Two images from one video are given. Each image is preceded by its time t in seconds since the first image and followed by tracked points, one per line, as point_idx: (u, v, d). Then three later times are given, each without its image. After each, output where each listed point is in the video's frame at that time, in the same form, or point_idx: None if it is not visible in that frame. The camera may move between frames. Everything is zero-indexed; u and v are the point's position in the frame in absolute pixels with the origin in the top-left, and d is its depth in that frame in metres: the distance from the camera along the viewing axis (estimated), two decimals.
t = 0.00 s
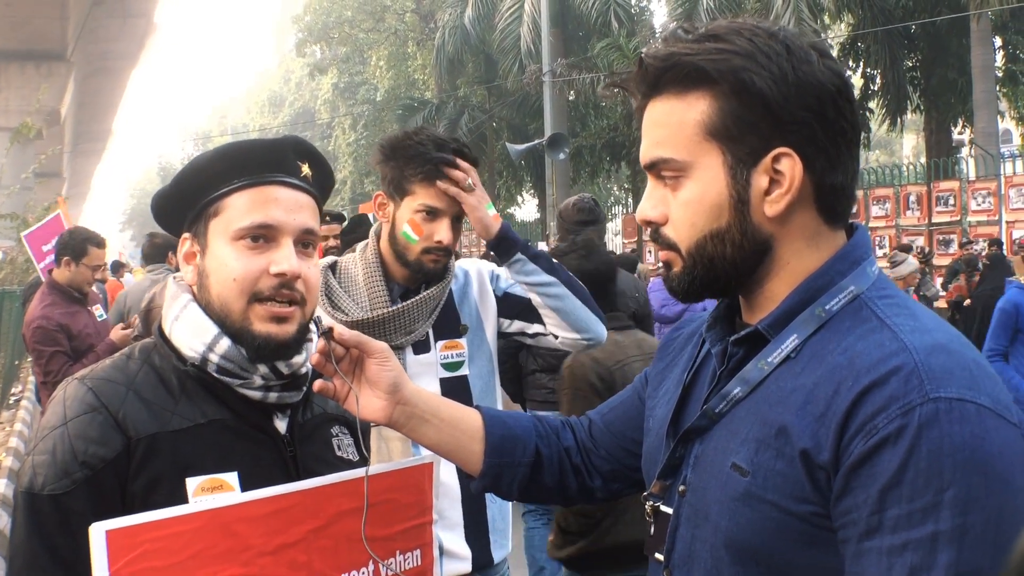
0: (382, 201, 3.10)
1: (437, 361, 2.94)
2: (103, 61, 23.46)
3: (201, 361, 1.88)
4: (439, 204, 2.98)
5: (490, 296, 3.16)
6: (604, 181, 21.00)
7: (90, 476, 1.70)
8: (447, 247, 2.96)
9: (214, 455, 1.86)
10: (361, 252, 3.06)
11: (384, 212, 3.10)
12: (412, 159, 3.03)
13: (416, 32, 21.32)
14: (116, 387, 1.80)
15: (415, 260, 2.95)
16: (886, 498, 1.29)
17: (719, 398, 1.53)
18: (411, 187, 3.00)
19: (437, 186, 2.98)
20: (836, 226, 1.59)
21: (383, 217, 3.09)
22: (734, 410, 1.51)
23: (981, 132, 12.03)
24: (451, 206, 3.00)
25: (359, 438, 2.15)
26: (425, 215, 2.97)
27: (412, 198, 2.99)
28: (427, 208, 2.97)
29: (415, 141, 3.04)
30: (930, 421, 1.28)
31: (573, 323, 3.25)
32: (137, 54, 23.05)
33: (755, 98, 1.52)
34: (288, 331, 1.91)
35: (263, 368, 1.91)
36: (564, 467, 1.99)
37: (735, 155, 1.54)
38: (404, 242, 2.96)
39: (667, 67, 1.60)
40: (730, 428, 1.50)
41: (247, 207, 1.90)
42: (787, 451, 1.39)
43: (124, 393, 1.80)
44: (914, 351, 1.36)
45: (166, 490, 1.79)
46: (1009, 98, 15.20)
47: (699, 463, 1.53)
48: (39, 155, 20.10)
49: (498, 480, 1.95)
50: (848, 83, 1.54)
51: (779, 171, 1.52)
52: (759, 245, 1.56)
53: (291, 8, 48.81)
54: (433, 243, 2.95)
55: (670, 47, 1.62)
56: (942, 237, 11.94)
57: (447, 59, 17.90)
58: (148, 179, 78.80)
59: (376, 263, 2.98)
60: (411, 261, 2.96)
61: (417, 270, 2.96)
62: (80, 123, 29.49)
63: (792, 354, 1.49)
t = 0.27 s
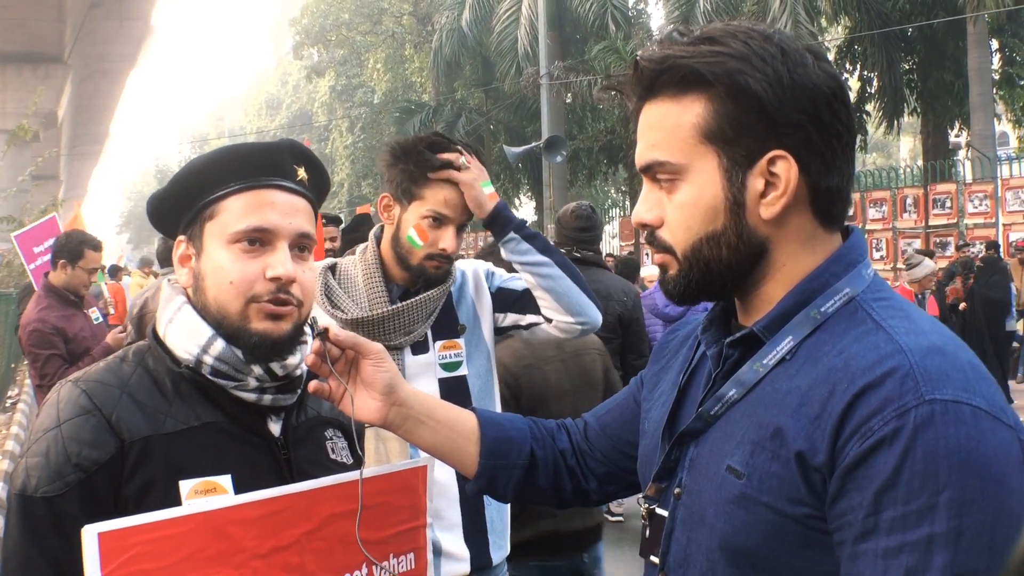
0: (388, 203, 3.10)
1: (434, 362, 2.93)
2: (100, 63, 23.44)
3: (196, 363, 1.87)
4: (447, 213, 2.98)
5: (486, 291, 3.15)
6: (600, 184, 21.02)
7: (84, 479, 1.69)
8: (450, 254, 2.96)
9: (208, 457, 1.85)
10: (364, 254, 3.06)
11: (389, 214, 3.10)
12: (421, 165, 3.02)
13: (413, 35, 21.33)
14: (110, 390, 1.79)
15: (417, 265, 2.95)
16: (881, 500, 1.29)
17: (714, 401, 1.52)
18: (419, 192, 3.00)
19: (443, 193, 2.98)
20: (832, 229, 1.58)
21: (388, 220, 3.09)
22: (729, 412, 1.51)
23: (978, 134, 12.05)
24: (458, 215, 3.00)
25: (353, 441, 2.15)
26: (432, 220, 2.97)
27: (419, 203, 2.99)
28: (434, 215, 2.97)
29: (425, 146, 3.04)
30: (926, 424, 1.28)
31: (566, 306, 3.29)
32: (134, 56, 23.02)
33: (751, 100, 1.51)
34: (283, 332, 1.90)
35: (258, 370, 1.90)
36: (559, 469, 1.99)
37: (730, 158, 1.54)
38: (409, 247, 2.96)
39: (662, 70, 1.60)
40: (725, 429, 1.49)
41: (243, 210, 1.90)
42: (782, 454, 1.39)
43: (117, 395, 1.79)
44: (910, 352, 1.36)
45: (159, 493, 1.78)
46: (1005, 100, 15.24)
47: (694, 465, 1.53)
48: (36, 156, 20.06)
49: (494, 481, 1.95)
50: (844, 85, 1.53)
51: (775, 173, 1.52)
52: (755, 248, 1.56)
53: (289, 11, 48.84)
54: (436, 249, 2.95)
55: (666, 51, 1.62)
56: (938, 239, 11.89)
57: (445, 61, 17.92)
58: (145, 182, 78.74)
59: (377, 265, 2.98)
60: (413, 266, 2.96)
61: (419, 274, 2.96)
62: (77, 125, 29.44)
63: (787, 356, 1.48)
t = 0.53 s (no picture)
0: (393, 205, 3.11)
1: (438, 361, 2.93)
2: (96, 63, 23.37)
3: (191, 365, 1.87)
4: (451, 218, 2.99)
5: (487, 288, 3.13)
6: (598, 185, 21.04)
7: (79, 482, 1.69)
8: (452, 259, 2.96)
9: (203, 459, 1.85)
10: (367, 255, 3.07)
11: (394, 217, 3.11)
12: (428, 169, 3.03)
13: (410, 35, 21.34)
14: (105, 392, 1.79)
15: (419, 269, 2.96)
16: (876, 500, 1.29)
17: (710, 402, 1.52)
18: (423, 196, 3.01)
19: (448, 197, 3.00)
20: (828, 231, 1.59)
21: (393, 222, 3.10)
22: (724, 412, 1.51)
23: (974, 134, 12.07)
24: (461, 221, 3.00)
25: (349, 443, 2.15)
26: (435, 225, 2.98)
27: (423, 206, 3.00)
28: (438, 219, 2.98)
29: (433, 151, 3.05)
30: (921, 424, 1.28)
31: (565, 284, 3.21)
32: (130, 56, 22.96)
33: (747, 104, 1.52)
34: (279, 335, 1.90)
35: (254, 373, 1.90)
36: (556, 470, 1.99)
37: (726, 161, 1.54)
38: (411, 249, 2.97)
39: (658, 73, 1.60)
40: (720, 430, 1.50)
41: (238, 214, 1.90)
42: (777, 455, 1.39)
43: (112, 398, 1.79)
44: (906, 353, 1.36)
45: (154, 495, 1.78)
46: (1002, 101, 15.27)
47: (690, 467, 1.53)
48: (32, 157, 20.00)
49: (491, 482, 1.95)
50: (840, 88, 1.54)
51: (771, 176, 1.52)
52: (751, 251, 1.56)
53: (285, 11, 48.78)
54: (438, 254, 2.95)
55: (661, 54, 1.62)
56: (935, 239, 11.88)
57: (442, 62, 17.91)
58: (141, 182, 78.55)
59: (380, 265, 2.99)
60: (415, 268, 2.97)
61: (420, 276, 2.96)
62: (73, 125, 29.36)
63: (783, 357, 1.49)
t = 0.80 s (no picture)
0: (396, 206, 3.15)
1: (444, 361, 2.94)
2: (93, 63, 23.33)
3: (186, 365, 1.86)
4: (447, 217, 3.00)
5: (492, 287, 3.13)
6: (594, 185, 21.06)
7: (74, 482, 1.68)
8: (451, 257, 2.96)
9: (198, 460, 1.85)
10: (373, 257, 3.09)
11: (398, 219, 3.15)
12: (425, 169, 3.05)
13: (407, 35, 21.33)
14: (99, 392, 1.78)
15: (420, 267, 2.98)
16: (872, 498, 1.29)
17: (707, 401, 1.52)
18: (421, 196, 3.03)
19: (446, 197, 3.00)
20: (826, 231, 1.59)
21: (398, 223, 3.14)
22: (721, 412, 1.51)
23: (971, 135, 12.07)
24: (457, 219, 3.01)
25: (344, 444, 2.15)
26: (432, 223, 3.00)
27: (422, 206, 3.02)
28: (434, 218, 3.00)
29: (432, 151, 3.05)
30: (917, 423, 1.28)
31: (564, 280, 3.14)
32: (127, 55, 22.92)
33: (744, 103, 1.51)
34: (274, 335, 1.89)
35: (249, 373, 1.89)
36: (553, 470, 1.99)
37: (723, 162, 1.54)
38: (410, 248, 2.99)
39: (655, 73, 1.60)
40: (717, 429, 1.49)
41: (234, 213, 1.89)
42: (773, 453, 1.39)
43: (107, 398, 1.78)
44: (902, 351, 1.36)
45: (149, 496, 1.78)
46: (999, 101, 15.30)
47: (687, 466, 1.53)
48: (28, 157, 19.95)
49: (487, 483, 1.95)
50: (837, 87, 1.54)
51: (769, 176, 1.52)
52: (748, 250, 1.56)
53: (282, 11, 48.75)
54: (436, 251, 2.97)
55: (658, 54, 1.61)
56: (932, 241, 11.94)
57: (438, 62, 17.90)
58: (138, 182, 78.45)
59: (386, 266, 3.01)
60: (416, 267, 2.99)
61: (422, 275, 2.98)
62: (70, 125, 29.31)
63: (779, 356, 1.48)
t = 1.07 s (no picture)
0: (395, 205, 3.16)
1: (449, 364, 2.94)
2: (89, 61, 23.29)
3: (180, 364, 1.86)
4: (442, 207, 2.99)
5: (508, 301, 3.11)
6: (591, 184, 21.06)
7: (68, 481, 1.67)
8: (449, 248, 2.96)
9: (193, 458, 1.84)
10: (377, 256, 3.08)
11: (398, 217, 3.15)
12: (416, 163, 3.04)
13: (404, 34, 21.31)
14: (93, 391, 1.77)
15: (420, 262, 2.97)
16: (871, 497, 1.29)
17: (704, 399, 1.52)
18: (415, 190, 3.02)
19: (439, 187, 2.99)
20: (823, 229, 1.58)
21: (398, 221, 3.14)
22: (719, 410, 1.51)
23: (967, 134, 12.07)
24: (452, 209, 3.00)
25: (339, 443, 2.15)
26: (428, 217, 2.99)
27: (417, 200, 3.02)
28: (428, 210, 2.99)
29: (422, 145, 3.05)
30: (915, 421, 1.28)
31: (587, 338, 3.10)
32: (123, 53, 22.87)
33: (742, 102, 1.51)
34: (270, 335, 1.89)
35: (244, 373, 1.89)
36: (549, 468, 1.98)
37: (720, 160, 1.54)
38: (409, 244, 2.98)
39: (652, 71, 1.59)
40: (714, 428, 1.49)
41: (230, 211, 1.88)
42: (771, 452, 1.39)
43: (101, 397, 1.78)
44: (900, 350, 1.36)
45: (144, 495, 1.77)
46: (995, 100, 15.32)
47: (684, 465, 1.52)
48: (24, 156, 19.92)
49: (484, 482, 1.94)
50: (835, 86, 1.53)
51: (766, 175, 1.52)
52: (746, 249, 1.56)
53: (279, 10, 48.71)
54: (434, 244, 2.95)
55: (655, 52, 1.61)
56: (929, 239, 11.89)
57: (435, 61, 17.89)
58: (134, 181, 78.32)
59: (391, 266, 2.99)
60: (416, 263, 2.98)
61: (422, 272, 2.97)
62: (66, 124, 29.25)
63: (777, 354, 1.48)
